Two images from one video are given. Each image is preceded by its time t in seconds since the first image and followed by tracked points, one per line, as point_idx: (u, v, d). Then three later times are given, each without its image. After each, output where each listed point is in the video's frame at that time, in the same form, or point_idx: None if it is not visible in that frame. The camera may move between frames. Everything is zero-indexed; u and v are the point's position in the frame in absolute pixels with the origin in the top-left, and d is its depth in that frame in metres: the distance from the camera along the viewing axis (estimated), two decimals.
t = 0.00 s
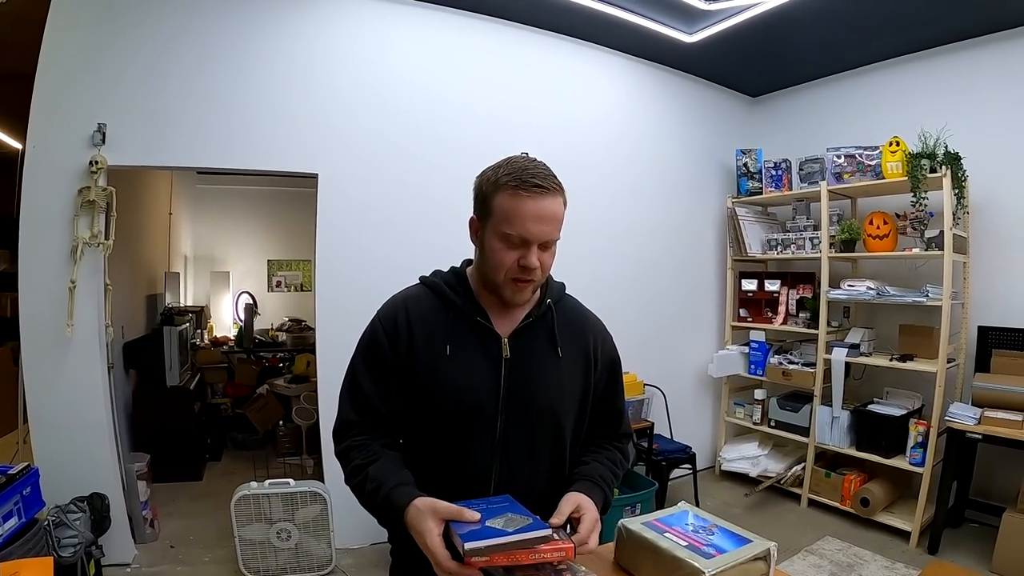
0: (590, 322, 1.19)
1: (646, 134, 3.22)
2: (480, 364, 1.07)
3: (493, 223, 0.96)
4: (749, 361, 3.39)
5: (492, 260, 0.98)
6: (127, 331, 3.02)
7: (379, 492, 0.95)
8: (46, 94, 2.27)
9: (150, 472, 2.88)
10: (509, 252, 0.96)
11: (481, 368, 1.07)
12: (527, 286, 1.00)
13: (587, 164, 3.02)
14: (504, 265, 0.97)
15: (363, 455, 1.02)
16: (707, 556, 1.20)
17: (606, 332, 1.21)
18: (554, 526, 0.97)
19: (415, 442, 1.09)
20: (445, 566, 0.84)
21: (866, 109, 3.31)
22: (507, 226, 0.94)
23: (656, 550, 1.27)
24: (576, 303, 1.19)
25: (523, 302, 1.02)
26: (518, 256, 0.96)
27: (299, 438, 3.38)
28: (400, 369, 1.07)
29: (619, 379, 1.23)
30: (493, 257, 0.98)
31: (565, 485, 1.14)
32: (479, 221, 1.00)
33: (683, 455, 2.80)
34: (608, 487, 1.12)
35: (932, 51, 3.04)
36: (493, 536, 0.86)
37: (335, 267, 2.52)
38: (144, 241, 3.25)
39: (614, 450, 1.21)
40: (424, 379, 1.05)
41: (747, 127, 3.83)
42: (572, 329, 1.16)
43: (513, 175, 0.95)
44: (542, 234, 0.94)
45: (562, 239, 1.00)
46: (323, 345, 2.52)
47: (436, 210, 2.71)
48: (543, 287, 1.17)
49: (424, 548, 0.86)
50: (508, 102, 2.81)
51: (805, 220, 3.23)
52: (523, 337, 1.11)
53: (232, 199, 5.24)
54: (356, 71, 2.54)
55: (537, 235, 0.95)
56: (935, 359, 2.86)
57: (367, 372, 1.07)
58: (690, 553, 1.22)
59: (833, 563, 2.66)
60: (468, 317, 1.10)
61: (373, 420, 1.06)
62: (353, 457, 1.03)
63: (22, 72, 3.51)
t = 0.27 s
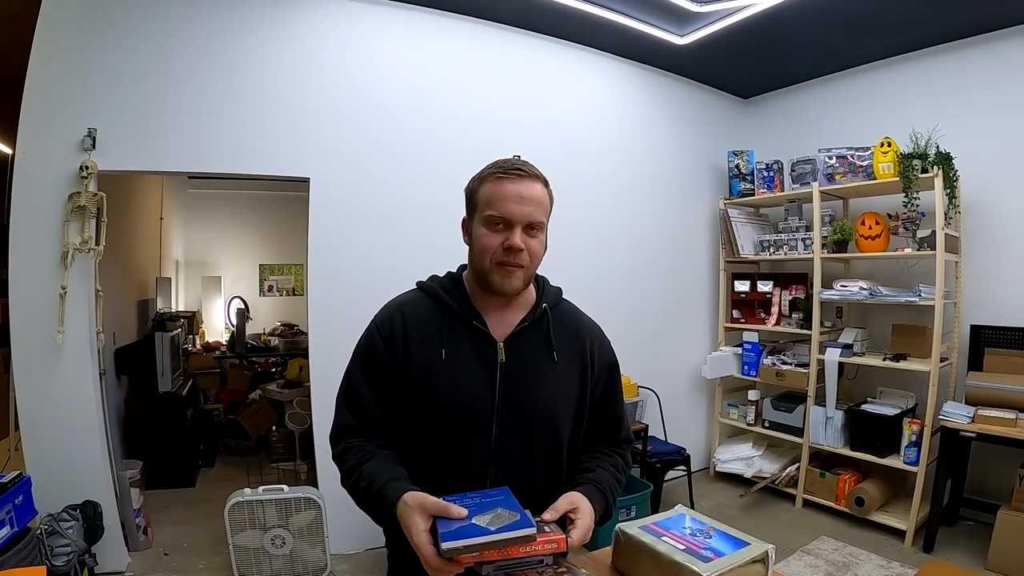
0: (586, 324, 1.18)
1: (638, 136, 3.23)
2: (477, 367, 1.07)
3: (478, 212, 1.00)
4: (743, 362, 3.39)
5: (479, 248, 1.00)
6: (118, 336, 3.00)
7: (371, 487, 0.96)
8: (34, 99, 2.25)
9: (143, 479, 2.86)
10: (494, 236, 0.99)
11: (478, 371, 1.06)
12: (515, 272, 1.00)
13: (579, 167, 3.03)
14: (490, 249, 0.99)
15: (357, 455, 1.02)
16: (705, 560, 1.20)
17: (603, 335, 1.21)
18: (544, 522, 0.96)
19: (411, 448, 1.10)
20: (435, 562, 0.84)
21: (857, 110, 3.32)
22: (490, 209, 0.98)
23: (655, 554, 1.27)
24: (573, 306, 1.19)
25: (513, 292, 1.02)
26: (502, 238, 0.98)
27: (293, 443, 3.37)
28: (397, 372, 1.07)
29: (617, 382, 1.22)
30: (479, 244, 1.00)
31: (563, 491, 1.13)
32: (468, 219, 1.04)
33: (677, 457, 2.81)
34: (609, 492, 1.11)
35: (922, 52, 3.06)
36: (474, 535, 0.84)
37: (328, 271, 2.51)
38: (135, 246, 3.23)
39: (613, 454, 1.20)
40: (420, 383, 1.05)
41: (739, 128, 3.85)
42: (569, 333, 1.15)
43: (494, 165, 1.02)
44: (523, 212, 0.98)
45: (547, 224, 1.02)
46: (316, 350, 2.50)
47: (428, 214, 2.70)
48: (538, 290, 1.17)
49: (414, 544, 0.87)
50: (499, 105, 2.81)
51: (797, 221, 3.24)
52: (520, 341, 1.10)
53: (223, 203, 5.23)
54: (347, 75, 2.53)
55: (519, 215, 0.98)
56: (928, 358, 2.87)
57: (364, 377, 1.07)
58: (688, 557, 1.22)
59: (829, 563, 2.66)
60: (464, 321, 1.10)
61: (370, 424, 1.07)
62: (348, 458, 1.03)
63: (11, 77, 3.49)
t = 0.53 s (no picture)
0: (579, 320, 1.18)
1: (628, 132, 3.22)
2: (469, 364, 1.06)
3: (470, 205, 1.00)
4: (734, 357, 3.41)
5: (471, 240, 0.99)
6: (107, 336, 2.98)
7: (364, 488, 0.96)
8: (17, 96, 2.22)
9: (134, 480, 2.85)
10: (485, 227, 0.98)
11: (469, 368, 1.06)
12: (508, 263, 0.99)
13: (570, 162, 3.02)
14: (482, 240, 0.98)
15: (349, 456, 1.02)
16: (699, 556, 1.20)
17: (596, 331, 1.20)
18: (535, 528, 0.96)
19: (402, 446, 1.09)
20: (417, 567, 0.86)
21: (848, 105, 3.33)
22: (481, 201, 0.98)
23: (648, 550, 1.26)
24: (565, 302, 1.19)
25: (506, 284, 1.00)
26: (494, 229, 0.97)
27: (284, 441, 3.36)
28: (388, 369, 1.07)
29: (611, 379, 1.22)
30: (472, 236, 1.00)
31: (556, 489, 1.13)
32: (459, 213, 1.04)
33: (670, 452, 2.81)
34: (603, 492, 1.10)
35: (912, 48, 3.07)
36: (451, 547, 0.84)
37: (318, 269, 2.50)
38: (123, 244, 3.21)
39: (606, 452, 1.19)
40: (411, 380, 1.05)
41: (729, 124, 3.85)
42: (561, 329, 1.15)
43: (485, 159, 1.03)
44: (515, 202, 0.97)
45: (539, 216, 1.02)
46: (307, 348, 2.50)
47: (417, 210, 2.70)
48: (530, 285, 1.17)
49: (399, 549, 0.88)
50: (488, 100, 2.80)
51: (787, 215, 3.25)
52: (512, 337, 1.10)
53: (212, 201, 5.19)
54: (336, 70, 2.52)
55: (510, 205, 0.97)
56: (919, 352, 2.88)
57: (354, 374, 1.07)
58: (682, 553, 1.22)
59: (822, 557, 2.67)
60: (456, 317, 1.09)
61: (360, 421, 1.06)
62: (339, 457, 1.03)
63: None
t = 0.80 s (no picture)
0: (577, 314, 1.17)
1: (623, 125, 3.22)
2: (466, 360, 1.06)
3: (469, 199, 0.99)
4: (731, 350, 3.41)
5: (470, 235, 0.99)
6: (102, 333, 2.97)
7: (363, 496, 0.97)
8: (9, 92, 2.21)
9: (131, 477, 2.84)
10: (485, 224, 0.97)
11: (466, 365, 1.06)
12: (507, 260, 0.99)
13: (565, 156, 3.02)
14: (481, 237, 0.98)
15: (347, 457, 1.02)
16: (698, 550, 1.20)
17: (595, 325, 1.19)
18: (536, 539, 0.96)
19: (400, 443, 1.09)
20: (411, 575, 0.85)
21: (844, 98, 3.33)
22: (482, 196, 0.97)
23: (646, 544, 1.26)
24: (563, 296, 1.18)
25: (505, 279, 1.01)
26: (494, 226, 0.97)
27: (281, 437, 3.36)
28: (385, 365, 1.06)
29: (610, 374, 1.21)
30: (471, 231, 0.99)
31: (553, 486, 1.12)
32: (458, 206, 1.03)
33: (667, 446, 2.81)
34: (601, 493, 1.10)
35: (908, 40, 3.06)
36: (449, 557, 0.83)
37: (313, 265, 2.49)
38: (118, 240, 3.20)
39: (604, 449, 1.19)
40: (408, 376, 1.04)
41: (725, 117, 3.84)
42: (559, 324, 1.14)
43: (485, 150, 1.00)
44: (517, 199, 0.97)
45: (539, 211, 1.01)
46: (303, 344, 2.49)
47: (412, 205, 2.69)
48: (529, 280, 1.16)
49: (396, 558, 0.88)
50: (483, 94, 2.79)
51: (783, 208, 3.25)
52: (510, 333, 1.09)
53: (207, 197, 5.18)
54: (329, 64, 2.50)
55: (512, 202, 0.96)
56: (915, 345, 2.88)
57: (351, 370, 1.06)
58: (680, 547, 1.22)
59: (819, 549, 2.68)
60: (453, 312, 1.09)
61: (358, 417, 1.06)
62: (337, 458, 1.03)
63: None
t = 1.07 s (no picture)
0: (576, 309, 1.17)
1: (619, 118, 3.21)
2: (465, 355, 1.05)
3: (482, 203, 0.95)
4: (728, 343, 3.41)
5: (481, 241, 0.96)
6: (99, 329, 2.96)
7: (362, 484, 0.96)
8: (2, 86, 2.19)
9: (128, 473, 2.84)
10: (498, 231, 0.95)
11: (465, 359, 1.05)
12: (517, 267, 0.98)
13: (561, 148, 3.01)
14: (493, 245, 0.95)
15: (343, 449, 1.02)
16: (696, 543, 1.20)
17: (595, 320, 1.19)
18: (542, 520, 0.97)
19: (398, 437, 1.08)
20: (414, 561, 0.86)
21: (841, 90, 3.32)
22: (497, 205, 0.93)
23: (644, 537, 1.26)
24: (564, 291, 1.17)
25: (513, 285, 1.00)
26: (508, 236, 0.94)
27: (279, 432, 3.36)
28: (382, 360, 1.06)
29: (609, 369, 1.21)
30: (483, 236, 0.96)
31: (552, 480, 1.12)
32: (467, 204, 0.99)
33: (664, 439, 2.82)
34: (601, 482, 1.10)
35: (906, 33, 3.05)
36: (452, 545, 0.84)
37: (309, 260, 2.49)
38: (113, 235, 3.18)
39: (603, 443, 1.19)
40: (405, 371, 1.03)
41: (722, 110, 3.83)
42: (559, 319, 1.14)
43: (504, 151, 0.94)
44: (535, 212, 0.94)
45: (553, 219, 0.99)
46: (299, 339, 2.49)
47: (408, 199, 2.68)
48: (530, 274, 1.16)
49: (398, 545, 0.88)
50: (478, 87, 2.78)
51: (780, 201, 3.24)
52: (509, 329, 1.09)
53: (202, 191, 5.16)
54: (324, 57, 2.49)
55: (529, 214, 0.94)
56: (913, 338, 2.89)
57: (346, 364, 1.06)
58: (678, 540, 1.22)
59: (816, 542, 2.69)
60: (451, 307, 1.08)
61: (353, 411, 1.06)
62: (333, 450, 1.03)
63: None
